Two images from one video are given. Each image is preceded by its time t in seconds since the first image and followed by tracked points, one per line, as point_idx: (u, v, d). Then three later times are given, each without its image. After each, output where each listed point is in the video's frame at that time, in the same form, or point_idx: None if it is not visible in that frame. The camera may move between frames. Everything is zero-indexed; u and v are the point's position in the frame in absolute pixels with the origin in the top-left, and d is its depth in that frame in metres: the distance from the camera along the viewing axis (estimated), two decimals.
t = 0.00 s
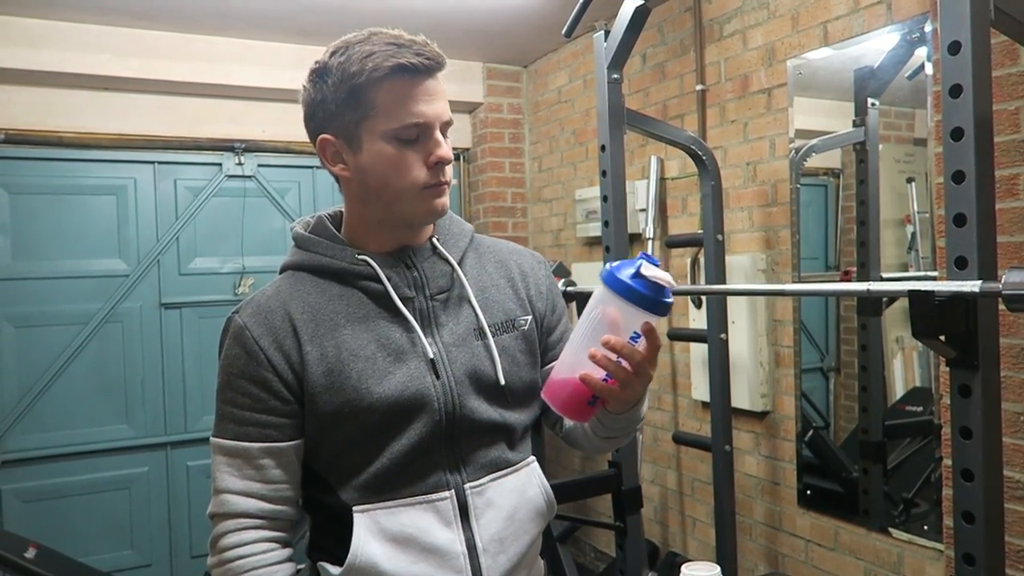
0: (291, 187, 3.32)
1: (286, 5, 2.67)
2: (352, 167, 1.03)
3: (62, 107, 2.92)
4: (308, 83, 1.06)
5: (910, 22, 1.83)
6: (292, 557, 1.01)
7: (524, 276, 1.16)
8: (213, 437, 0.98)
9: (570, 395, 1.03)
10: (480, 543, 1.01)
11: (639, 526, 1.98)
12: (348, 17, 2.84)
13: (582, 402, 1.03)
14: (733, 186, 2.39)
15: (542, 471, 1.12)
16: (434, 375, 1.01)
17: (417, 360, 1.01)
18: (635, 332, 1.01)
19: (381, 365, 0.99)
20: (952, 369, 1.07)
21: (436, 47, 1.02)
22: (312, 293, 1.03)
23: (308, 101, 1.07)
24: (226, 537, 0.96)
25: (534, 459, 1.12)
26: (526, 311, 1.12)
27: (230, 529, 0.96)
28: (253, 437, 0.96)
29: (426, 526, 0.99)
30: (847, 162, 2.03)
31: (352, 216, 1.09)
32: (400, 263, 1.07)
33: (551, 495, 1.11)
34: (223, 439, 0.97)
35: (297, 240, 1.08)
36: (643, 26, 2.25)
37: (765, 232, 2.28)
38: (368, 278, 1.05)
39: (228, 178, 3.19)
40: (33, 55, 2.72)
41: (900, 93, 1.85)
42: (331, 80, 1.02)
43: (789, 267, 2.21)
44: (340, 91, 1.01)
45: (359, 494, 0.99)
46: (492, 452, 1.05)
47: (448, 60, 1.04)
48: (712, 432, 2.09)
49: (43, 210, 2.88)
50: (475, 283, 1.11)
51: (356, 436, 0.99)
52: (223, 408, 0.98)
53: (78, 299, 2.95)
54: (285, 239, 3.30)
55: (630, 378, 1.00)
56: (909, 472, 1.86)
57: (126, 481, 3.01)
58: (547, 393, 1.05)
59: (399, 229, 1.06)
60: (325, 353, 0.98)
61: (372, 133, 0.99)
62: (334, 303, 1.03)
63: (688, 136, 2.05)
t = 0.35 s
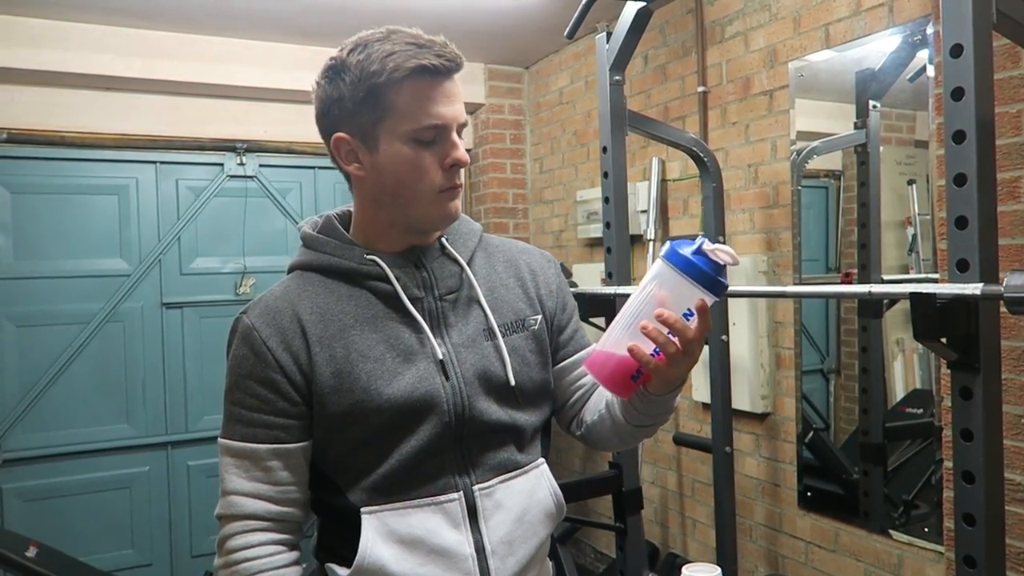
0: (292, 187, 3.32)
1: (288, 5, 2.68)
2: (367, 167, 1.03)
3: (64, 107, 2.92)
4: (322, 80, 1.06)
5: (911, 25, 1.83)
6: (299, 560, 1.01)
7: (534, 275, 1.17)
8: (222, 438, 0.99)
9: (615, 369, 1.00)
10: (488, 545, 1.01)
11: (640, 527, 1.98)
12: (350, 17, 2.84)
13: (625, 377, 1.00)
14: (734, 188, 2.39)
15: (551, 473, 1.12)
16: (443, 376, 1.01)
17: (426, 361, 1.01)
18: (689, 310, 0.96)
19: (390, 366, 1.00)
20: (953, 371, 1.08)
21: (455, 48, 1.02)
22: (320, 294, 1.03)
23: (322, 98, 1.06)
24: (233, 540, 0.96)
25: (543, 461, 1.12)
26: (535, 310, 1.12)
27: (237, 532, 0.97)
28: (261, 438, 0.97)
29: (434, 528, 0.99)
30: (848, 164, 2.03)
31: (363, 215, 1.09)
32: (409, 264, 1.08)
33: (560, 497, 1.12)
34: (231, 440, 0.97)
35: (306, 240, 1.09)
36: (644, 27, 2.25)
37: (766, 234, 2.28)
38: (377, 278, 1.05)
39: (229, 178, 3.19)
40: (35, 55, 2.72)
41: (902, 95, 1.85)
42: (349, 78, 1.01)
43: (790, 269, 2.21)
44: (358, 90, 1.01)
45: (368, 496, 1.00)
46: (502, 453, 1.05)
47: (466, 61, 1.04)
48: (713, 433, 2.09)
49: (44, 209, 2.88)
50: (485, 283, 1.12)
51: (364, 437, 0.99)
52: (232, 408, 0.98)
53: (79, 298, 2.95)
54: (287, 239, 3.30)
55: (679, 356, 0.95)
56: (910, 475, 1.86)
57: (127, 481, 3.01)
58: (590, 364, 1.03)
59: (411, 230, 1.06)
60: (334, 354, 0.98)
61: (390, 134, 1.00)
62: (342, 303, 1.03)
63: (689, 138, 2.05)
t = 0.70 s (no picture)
0: (293, 189, 3.33)
1: (290, 8, 2.69)
2: (371, 168, 1.03)
3: (66, 108, 2.93)
4: (327, 81, 1.06)
5: (912, 30, 1.84)
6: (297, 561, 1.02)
7: (535, 277, 1.17)
8: (221, 438, 0.99)
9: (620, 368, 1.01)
10: (486, 549, 1.01)
11: (639, 530, 1.98)
12: (352, 20, 2.85)
13: (630, 375, 1.01)
14: (735, 191, 2.39)
15: (550, 477, 1.12)
16: (444, 378, 1.01)
17: (427, 363, 1.02)
18: (695, 310, 0.96)
19: (392, 368, 1.00)
20: (952, 376, 1.08)
21: (460, 51, 1.02)
22: (322, 295, 1.03)
23: (326, 99, 1.07)
24: (234, 542, 0.96)
25: (542, 465, 1.13)
26: (536, 312, 1.12)
27: (237, 533, 0.97)
28: (261, 439, 0.97)
29: (433, 531, 0.99)
30: (848, 168, 2.04)
31: (366, 217, 1.09)
32: (411, 266, 1.08)
33: (558, 501, 1.12)
34: (231, 441, 0.98)
35: (308, 241, 1.09)
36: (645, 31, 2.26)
37: (766, 237, 2.29)
38: (379, 279, 1.05)
39: (230, 179, 3.19)
40: (38, 56, 2.73)
41: (902, 100, 1.85)
42: (354, 81, 1.02)
43: (790, 272, 2.21)
44: (363, 92, 1.01)
45: (368, 498, 1.00)
46: (501, 457, 1.05)
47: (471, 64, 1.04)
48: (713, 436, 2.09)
49: (46, 210, 2.89)
50: (486, 285, 1.12)
51: (364, 439, 0.99)
52: (232, 407, 0.98)
53: (79, 299, 2.95)
54: (287, 241, 3.30)
55: (686, 356, 0.95)
56: (909, 479, 1.86)
57: (126, 482, 3.01)
58: (595, 361, 1.03)
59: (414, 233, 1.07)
60: (335, 356, 0.99)
61: (394, 137, 1.00)
62: (343, 304, 1.03)
63: (690, 141, 2.05)
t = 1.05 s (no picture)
0: (292, 193, 3.33)
1: (290, 13, 2.69)
2: (366, 175, 1.04)
3: (66, 113, 2.93)
4: (323, 88, 1.07)
5: (910, 34, 1.85)
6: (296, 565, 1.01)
7: (530, 279, 1.17)
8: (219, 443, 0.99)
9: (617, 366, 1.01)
10: (484, 552, 1.01)
11: (639, 533, 1.98)
12: (352, 25, 2.85)
13: (629, 372, 1.01)
14: (734, 195, 2.40)
15: (547, 480, 1.12)
16: (440, 381, 1.01)
17: (423, 365, 1.02)
18: (690, 304, 0.96)
19: (388, 371, 1.00)
20: (951, 379, 1.08)
21: (455, 59, 1.03)
22: (318, 299, 1.03)
23: (323, 106, 1.07)
24: (232, 544, 0.97)
25: (539, 467, 1.13)
26: (532, 314, 1.12)
27: (235, 537, 0.97)
28: (258, 444, 0.97)
29: (430, 534, 1.00)
30: (847, 172, 2.04)
31: (363, 224, 1.10)
32: (407, 269, 1.08)
33: (555, 503, 1.12)
34: (229, 446, 0.98)
35: (304, 246, 1.10)
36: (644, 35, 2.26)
37: (765, 240, 2.29)
38: (374, 283, 1.05)
39: (230, 184, 3.19)
40: (38, 61, 2.73)
41: (900, 103, 1.86)
42: (349, 87, 1.02)
43: (789, 276, 2.22)
44: (358, 98, 1.01)
45: (366, 501, 1.00)
46: (498, 459, 1.05)
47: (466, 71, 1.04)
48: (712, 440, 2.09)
49: (45, 215, 2.89)
50: (482, 288, 1.12)
51: (361, 442, 0.99)
52: (229, 412, 0.99)
53: (79, 304, 2.95)
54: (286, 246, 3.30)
55: (682, 351, 0.95)
56: (909, 482, 1.87)
57: (125, 486, 3.01)
58: (593, 360, 1.03)
59: (410, 240, 1.07)
60: (330, 359, 0.99)
61: (389, 144, 1.00)
62: (339, 307, 1.03)
63: (688, 144, 2.06)
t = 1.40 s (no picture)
0: (293, 195, 3.33)
1: (291, 14, 2.70)
2: (368, 175, 1.04)
3: (67, 113, 2.94)
4: (321, 93, 1.07)
5: (910, 38, 1.85)
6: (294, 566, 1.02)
7: (523, 282, 1.18)
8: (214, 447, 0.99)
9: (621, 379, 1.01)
10: (479, 551, 1.02)
11: (639, 535, 1.99)
12: (353, 26, 2.86)
13: (635, 386, 1.01)
14: (734, 198, 2.40)
15: (540, 480, 1.12)
16: (436, 383, 1.02)
17: (419, 368, 1.02)
18: (690, 312, 0.98)
19: (384, 374, 1.00)
20: (949, 382, 1.08)
21: (451, 59, 1.04)
22: (313, 303, 1.04)
23: (321, 110, 1.07)
24: (230, 547, 0.97)
25: (533, 467, 1.13)
26: (525, 317, 1.13)
27: (233, 540, 0.97)
28: (255, 446, 0.97)
29: (426, 534, 1.00)
30: (847, 174, 2.05)
31: (361, 226, 1.10)
32: (403, 272, 1.09)
33: (549, 504, 1.12)
34: (225, 450, 0.98)
35: (298, 251, 1.09)
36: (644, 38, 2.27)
37: (765, 243, 2.29)
38: (370, 287, 1.06)
39: (230, 185, 3.20)
40: (39, 62, 2.74)
41: (901, 106, 1.86)
42: (349, 90, 1.03)
43: (789, 279, 2.22)
44: (358, 100, 1.02)
45: (363, 502, 1.00)
46: (494, 459, 1.06)
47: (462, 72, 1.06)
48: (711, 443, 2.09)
49: (46, 215, 2.90)
50: (476, 291, 1.13)
51: (358, 444, 1.00)
52: (226, 414, 0.98)
53: (79, 304, 2.95)
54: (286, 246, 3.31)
55: (686, 358, 0.96)
56: (907, 485, 1.87)
57: (124, 487, 3.01)
58: (596, 376, 1.03)
59: (410, 239, 1.07)
60: (328, 361, 0.99)
61: (389, 142, 1.01)
62: (335, 311, 1.04)
63: (689, 147, 2.06)
